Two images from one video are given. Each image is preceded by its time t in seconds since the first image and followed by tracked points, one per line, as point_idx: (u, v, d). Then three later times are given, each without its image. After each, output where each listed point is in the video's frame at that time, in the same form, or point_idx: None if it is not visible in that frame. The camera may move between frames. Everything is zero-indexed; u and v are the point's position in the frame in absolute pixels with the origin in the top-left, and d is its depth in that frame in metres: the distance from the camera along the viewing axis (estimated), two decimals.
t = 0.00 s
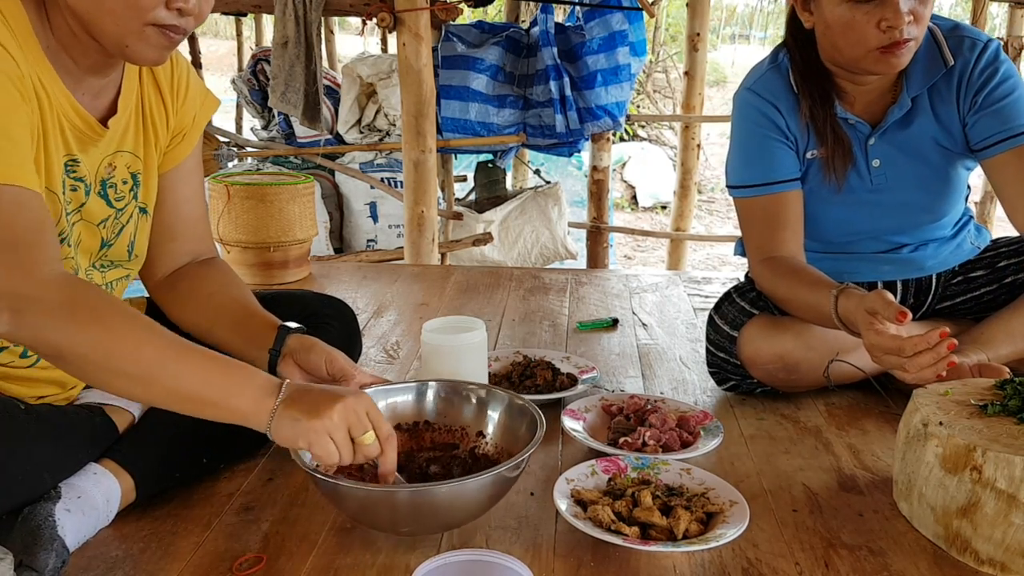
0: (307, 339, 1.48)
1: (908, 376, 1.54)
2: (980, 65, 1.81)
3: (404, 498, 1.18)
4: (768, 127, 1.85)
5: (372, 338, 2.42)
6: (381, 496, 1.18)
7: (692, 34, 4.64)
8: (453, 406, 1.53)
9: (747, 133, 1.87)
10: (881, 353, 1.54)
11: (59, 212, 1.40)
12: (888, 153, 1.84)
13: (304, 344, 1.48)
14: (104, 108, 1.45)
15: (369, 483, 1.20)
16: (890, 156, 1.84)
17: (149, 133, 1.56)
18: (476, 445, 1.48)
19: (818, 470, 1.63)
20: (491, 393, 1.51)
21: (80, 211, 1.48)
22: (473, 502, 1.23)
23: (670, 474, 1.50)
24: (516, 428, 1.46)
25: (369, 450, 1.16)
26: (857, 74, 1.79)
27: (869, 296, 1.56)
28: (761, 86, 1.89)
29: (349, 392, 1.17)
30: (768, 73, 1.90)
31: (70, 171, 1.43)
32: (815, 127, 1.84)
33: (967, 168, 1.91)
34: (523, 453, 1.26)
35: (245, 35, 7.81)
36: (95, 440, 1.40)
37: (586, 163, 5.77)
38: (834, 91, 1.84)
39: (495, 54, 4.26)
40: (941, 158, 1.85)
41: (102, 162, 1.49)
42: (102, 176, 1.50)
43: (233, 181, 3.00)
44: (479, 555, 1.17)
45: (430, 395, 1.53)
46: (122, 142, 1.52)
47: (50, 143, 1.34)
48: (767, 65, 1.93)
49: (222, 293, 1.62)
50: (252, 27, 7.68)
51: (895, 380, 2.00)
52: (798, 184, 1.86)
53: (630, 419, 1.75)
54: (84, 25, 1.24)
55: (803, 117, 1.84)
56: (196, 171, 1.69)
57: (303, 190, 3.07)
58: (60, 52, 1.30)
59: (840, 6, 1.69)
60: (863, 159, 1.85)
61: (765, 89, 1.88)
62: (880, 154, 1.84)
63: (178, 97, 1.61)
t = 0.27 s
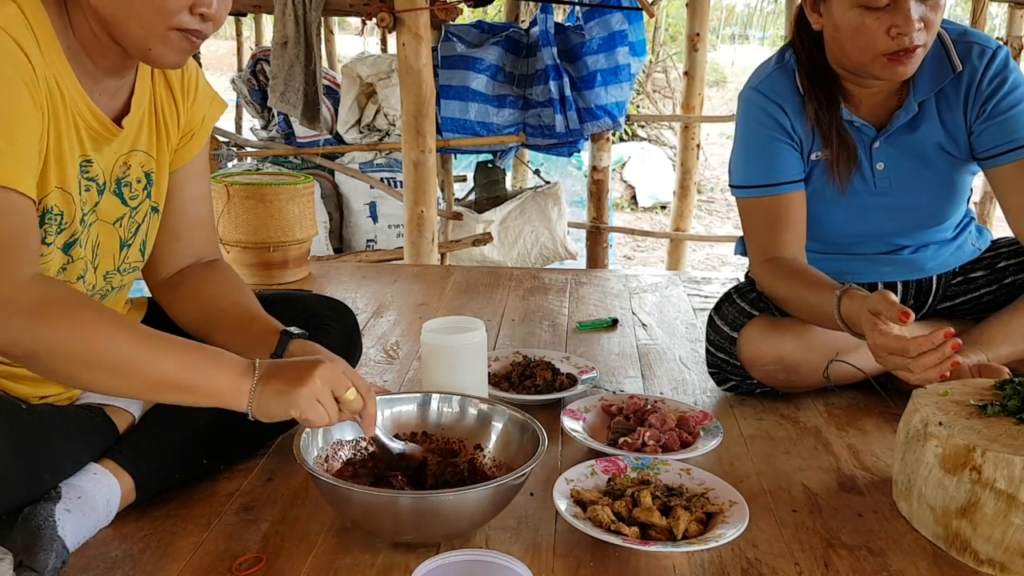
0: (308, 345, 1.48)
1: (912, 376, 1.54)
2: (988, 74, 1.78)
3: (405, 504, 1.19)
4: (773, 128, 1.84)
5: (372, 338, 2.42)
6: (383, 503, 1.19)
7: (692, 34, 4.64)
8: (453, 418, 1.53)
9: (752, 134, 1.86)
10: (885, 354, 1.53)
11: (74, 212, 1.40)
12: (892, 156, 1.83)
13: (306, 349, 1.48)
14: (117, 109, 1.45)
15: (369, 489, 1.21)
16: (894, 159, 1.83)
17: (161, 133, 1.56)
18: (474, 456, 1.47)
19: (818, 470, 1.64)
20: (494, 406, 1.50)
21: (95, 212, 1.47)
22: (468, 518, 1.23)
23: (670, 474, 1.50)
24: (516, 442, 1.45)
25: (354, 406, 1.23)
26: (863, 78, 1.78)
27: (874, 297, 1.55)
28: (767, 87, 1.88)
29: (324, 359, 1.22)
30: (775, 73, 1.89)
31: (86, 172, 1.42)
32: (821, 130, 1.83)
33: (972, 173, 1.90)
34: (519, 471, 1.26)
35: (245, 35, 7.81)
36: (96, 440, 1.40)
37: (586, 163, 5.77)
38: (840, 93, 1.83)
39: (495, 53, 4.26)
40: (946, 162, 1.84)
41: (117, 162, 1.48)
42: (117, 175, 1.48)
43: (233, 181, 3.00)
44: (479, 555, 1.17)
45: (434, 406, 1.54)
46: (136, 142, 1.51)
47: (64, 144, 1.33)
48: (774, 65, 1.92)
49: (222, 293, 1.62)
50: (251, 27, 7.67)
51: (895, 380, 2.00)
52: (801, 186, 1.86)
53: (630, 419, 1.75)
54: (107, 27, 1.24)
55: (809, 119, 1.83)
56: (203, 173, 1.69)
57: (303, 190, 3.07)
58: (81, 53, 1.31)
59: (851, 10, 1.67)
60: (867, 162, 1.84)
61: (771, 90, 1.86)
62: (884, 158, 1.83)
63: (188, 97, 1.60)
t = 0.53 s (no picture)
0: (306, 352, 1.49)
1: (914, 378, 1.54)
2: (992, 78, 1.78)
3: (395, 517, 1.19)
4: (776, 127, 1.83)
5: (371, 338, 2.43)
6: (374, 516, 1.20)
7: (692, 35, 4.65)
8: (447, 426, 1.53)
9: (756, 133, 1.85)
10: (887, 356, 1.54)
11: (73, 210, 1.40)
12: (896, 158, 1.82)
13: (303, 355, 1.49)
14: (116, 107, 1.44)
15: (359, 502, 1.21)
16: (898, 161, 1.82)
17: (162, 130, 1.55)
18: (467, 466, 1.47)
19: (817, 470, 1.64)
20: (483, 415, 1.50)
21: (92, 208, 1.48)
22: (464, 523, 1.23)
23: (669, 474, 1.50)
24: (507, 449, 1.45)
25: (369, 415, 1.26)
26: (867, 79, 1.78)
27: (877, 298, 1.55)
28: (771, 86, 1.87)
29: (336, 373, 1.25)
30: (779, 73, 1.88)
31: (83, 170, 1.42)
32: (825, 130, 1.82)
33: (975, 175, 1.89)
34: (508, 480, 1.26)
35: (245, 35, 7.82)
36: (95, 440, 1.40)
37: (586, 163, 5.77)
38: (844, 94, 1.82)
39: (495, 54, 4.27)
40: (949, 164, 1.84)
41: (116, 160, 1.48)
42: (115, 173, 1.49)
43: (232, 181, 3.00)
44: (479, 555, 1.16)
45: (424, 415, 1.54)
46: (136, 140, 1.51)
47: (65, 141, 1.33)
48: (778, 64, 1.91)
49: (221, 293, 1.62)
50: (251, 27, 7.67)
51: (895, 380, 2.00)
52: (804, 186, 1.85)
53: (630, 419, 1.75)
54: (107, 26, 1.24)
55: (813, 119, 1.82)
56: (205, 172, 1.69)
57: (303, 190, 3.07)
58: (81, 50, 1.30)
59: (856, 12, 1.67)
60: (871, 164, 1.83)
61: (775, 89, 1.86)
62: (888, 159, 1.82)
63: (190, 96, 1.60)
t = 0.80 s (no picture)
0: (307, 352, 1.50)
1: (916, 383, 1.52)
2: (994, 78, 1.78)
3: (395, 518, 1.19)
4: (778, 127, 1.83)
5: (371, 338, 2.42)
6: (374, 517, 1.20)
7: (692, 34, 4.65)
8: (446, 425, 1.53)
9: (757, 132, 1.85)
10: (887, 358, 1.53)
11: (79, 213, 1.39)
12: (897, 158, 1.82)
13: (304, 356, 1.50)
14: (120, 108, 1.44)
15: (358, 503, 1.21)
16: (899, 161, 1.82)
17: (163, 131, 1.55)
18: (467, 466, 1.47)
19: (817, 470, 1.64)
20: (481, 414, 1.50)
21: (96, 209, 1.47)
22: (464, 523, 1.23)
23: (669, 474, 1.50)
24: (506, 448, 1.45)
25: (397, 445, 1.17)
26: (868, 79, 1.78)
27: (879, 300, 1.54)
28: (773, 85, 1.87)
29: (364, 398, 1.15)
30: (781, 73, 1.88)
31: (87, 172, 1.42)
32: (826, 130, 1.82)
33: (976, 175, 1.89)
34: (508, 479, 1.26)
35: (245, 35, 7.83)
36: (95, 440, 1.40)
37: (586, 163, 5.77)
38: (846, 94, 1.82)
39: (495, 54, 4.27)
40: (950, 164, 1.84)
41: (119, 161, 1.48)
42: (118, 174, 1.48)
43: (232, 181, 3.00)
44: (479, 555, 1.17)
45: (423, 415, 1.54)
46: (138, 141, 1.51)
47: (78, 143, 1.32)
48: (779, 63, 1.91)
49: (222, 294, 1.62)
50: (251, 27, 7.68)
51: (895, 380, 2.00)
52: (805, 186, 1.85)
53: (629, 418, 1.75)
54: (114, 28, 1.25)
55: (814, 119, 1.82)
56: (205, 170, 1.69)
57: (303, 190, 3.06)
58: (86, 53, 1.31)
59: (857, 13, 1.67)
60: (872, 164, 1.84)
61: (776, 89, 1.86)
62: (889, 159, 1.82)
63: (189, 96, 1.60)
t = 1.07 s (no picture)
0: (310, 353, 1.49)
1: (920, 392, 1.49)
2: (994, 77, 1.78)
3: (398, 519, 1.19)
4: (778, 127, 1.83)
5: (372, 338, 2.42)
6: (375, 517, 1.20)
7: (692, 34, 4.64)
8: (449, 427, 1.53)
9: (757, 132, 1.85)
10: (892, 364, 1.51)
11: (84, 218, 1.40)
12: (897, 158, 1.83)
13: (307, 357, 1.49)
14: (126, 111, 1.44)
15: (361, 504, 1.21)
16: (899, 161, 1.83)
17: (170, 132, 1.56)
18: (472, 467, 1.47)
19: (818, 470, 1.64)
20: (487, 415, 1.50)
21: (102, 212, 1.48)
22: (465, 524, 1.23)
23: (670, 474, 1.50)
24: (510, 450, 1.45)
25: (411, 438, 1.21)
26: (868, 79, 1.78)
27: (882, 305, 1.55)
28: (773, 85, 1.87)
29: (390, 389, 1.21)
30: (780, 72, 1.88)
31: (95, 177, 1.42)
32: (826, 130, 1.82)
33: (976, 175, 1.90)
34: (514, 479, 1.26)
35: (245, 35, 7.83)
36: (97, 440, 1.40)
37: (586, 163, 5.78)
38: (845, 94, 1.82)
39: (495, 54, 4.27)
40: (950, 164, 1.84)
41: (125, 164, 1.48)
42: (124, 176, 1.49)
43: (233, 181, 3.00)
44: (479, 555, 1.17)
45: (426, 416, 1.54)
46: (144, 144, 1.51)
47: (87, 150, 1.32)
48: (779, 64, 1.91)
49: (223, 294, 1.62)
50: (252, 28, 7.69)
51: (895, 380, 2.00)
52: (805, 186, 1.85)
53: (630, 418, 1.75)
54: (121, 31, 1.25)
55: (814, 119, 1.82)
56: (210, 173, 1.70)
57: (303, 190, 3.06)
58: (95, 58, 1.31)
59: (856, 13, 1.67)
60: (872, 164, 1.84)
61: (776, 89, 1.86)
62: (889, 159, 1.83)
63: (196, 97, 1.60)
